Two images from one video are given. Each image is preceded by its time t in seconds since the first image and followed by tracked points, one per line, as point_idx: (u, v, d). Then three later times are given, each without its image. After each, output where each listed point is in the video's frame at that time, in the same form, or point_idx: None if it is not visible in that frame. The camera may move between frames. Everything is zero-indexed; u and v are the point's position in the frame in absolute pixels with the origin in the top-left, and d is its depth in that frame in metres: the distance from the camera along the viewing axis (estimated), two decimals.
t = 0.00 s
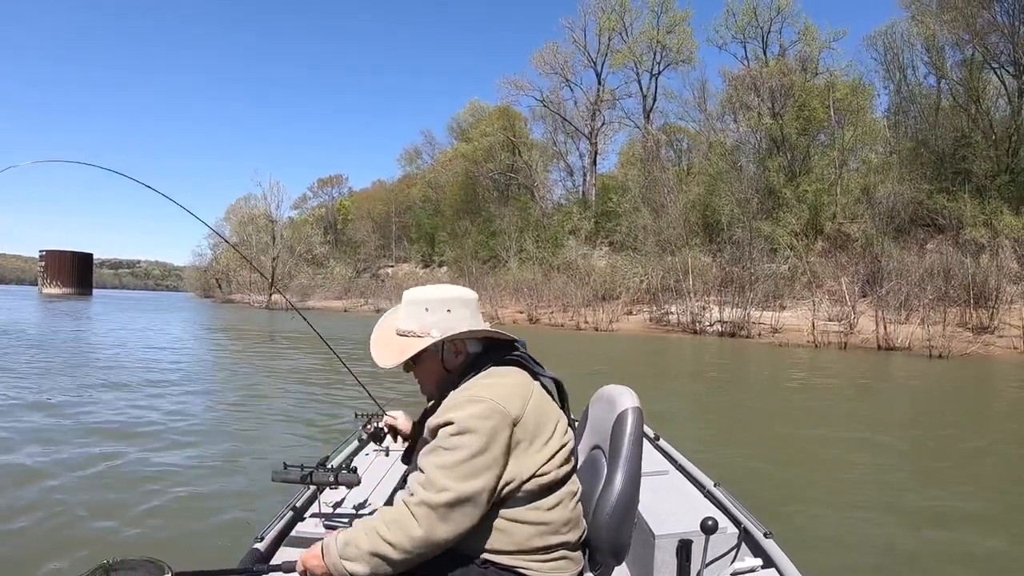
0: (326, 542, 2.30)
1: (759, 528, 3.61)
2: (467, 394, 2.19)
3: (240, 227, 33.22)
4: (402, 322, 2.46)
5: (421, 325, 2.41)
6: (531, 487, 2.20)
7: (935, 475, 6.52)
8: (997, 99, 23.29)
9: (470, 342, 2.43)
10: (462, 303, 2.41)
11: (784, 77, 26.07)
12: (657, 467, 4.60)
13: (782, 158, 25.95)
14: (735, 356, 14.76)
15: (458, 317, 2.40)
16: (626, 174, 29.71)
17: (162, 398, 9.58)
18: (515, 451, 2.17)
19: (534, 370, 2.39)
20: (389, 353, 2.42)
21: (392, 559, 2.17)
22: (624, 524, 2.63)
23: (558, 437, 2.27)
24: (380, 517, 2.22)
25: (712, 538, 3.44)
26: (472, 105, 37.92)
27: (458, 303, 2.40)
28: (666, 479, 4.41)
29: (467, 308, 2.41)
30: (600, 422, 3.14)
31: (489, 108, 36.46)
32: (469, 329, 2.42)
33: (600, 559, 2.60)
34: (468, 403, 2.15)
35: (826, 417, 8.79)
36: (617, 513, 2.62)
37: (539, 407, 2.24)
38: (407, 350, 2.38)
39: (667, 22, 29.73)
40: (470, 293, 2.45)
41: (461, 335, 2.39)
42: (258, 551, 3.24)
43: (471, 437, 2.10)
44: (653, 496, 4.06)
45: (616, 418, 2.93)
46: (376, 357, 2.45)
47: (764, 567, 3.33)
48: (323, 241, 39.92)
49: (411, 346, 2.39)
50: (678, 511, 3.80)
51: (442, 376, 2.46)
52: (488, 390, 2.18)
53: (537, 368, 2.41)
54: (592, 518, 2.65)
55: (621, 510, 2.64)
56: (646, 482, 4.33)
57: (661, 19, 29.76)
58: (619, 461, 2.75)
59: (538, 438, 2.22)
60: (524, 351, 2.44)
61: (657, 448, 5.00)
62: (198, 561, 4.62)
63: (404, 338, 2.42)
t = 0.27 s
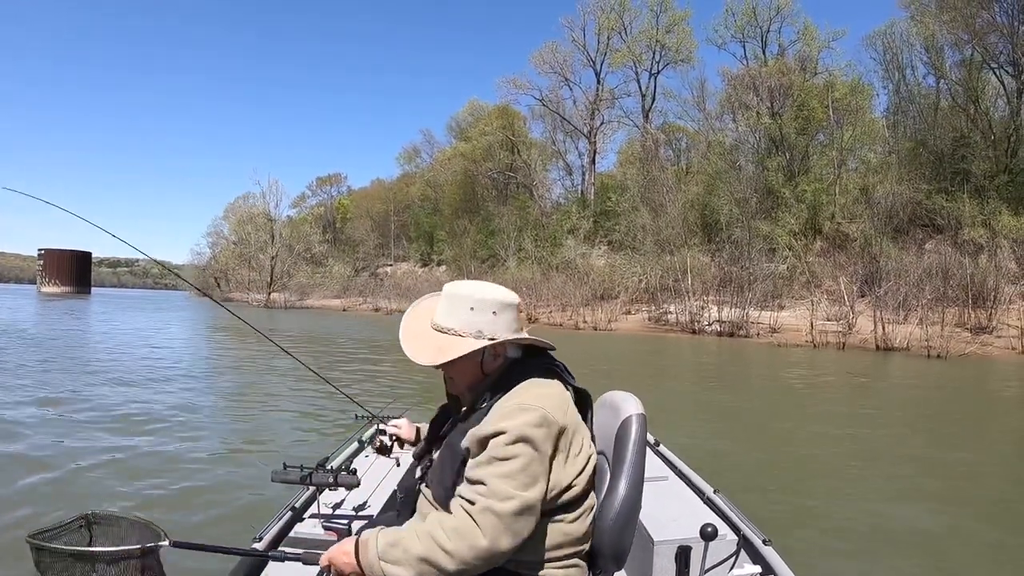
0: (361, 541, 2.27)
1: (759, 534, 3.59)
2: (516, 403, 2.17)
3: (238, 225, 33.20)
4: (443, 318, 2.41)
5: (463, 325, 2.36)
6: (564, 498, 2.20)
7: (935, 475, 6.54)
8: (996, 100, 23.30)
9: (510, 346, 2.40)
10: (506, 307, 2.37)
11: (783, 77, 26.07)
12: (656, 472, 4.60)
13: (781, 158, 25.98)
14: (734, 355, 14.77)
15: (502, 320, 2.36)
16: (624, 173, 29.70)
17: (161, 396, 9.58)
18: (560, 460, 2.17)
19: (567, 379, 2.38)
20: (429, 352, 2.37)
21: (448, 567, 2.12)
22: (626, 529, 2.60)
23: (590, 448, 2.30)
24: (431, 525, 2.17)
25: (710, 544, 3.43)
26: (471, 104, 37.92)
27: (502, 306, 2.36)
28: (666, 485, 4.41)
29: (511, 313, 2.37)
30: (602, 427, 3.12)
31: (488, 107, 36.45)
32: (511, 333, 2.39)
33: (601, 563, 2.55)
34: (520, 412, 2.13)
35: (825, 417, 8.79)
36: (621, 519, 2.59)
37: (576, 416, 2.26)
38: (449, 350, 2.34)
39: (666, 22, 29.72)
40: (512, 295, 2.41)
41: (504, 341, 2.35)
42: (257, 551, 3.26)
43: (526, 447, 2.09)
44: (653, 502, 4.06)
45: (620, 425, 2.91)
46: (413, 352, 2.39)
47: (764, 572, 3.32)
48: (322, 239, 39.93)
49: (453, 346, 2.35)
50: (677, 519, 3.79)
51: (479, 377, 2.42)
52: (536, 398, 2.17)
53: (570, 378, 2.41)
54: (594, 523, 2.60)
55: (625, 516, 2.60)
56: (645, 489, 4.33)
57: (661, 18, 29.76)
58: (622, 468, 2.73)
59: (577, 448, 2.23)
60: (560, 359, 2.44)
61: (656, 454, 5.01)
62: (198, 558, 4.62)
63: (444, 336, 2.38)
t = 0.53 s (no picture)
0: (418, 542, 2.09)
1: (756, 538, 3.58)
2: (553, 402, 2.14)
3: (236, 226, 33.16)
4: (467, 315, 2.38)
5: (491, 322, 2.34)
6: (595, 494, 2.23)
7: (934, 470, 6.56)
8: (992, 95, 23.34)
9: (536, 345, 2.38)
10: (532, 306, 2.37)
11: (780, 74, 26.06)
12: (655, 474, 4.61)
13: (779, 155, 26.02)
14: (732, 353, 14.78)
15: (529, 319, 2.35)
16: (622, 171, 29.70)
17: (160, 398, 9.56)
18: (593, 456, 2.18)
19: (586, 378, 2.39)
20: (457, 350, 2.33)
21: (515, 571, 1.99)
22: (632, 529, 2.42)
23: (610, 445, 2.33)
24: (491, 527, 2.04)
25: (707, 546, 3.43)
26: (468, 102, 37.90)
27: (530, 305, 2.35)
28: (664, 487, 4.41)
29: (537, 311, 2.36)
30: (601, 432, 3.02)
31: (485, 105, 36.43)
32: (535, 332, 2.38)
33: (605, 561, 2.39)
34: (557, 412, 2.10)
35: (824, 414, 8.80)
36: (629, 517, 2.42)
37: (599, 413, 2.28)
38: (478, 347, 2.31)
39: (663, 19, 29.71)
40: (538, 295, 2.40)
41: (532, 339, 2.34)
42: (255, 545, 3.25)
43: (573, 444, 2.06)
44: (650, 505, 4.06)
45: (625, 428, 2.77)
46: (438, 350, 2.36)
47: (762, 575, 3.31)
48: (319, 239, 39.91)
49: (481, 343, 2.32)
50: (675, 522, 3.79)
51: (504, 376, 2.39)
52: (571, 396, 2.17)
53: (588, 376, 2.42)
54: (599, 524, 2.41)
55: (630, 519, 2.42)
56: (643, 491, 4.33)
57: (657, 16, 29.75)
58: (629, 469, 2.57)
59: (602, 445, 2.24)
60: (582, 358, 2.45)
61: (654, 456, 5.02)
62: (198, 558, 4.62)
63: (470, 333, 2.35)
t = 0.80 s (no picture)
0: (470, 529, 2.15)
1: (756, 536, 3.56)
2: (581, 391, 2.20)
3: (233, 229, 33.10)
4: (487, 306, 2.47)
5: (512, 313, 2.42)
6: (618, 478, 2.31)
7: (933, 461, 6.57)
8: (987, 87, 23.37)
9: (551, 337, 2.48)
10: (549, 299, 2.48)
11: (774, 69, 26.12)
12: (654, 469, 4.60)
13: (775, 149, 26.04)
14: (730, 348, 14.78)
15: (546, 311, 2.46)
16: (618, 168, 29.72)
17: (158, 402, 9.55)
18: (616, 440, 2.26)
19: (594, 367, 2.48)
20: (479, 338, 2.39)
21: (570, 551, 2.07)
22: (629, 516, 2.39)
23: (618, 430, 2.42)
24: (543, 513, 2.09)
25: (706, 541, 3.43)
26: (463, 102, 37.89)
27: (547, 297, 2.46)
28: (663, 482, 4.41)
29: (553, 304, 2.47)
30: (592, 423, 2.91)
31: (480, 105, 36.42)
32: (551, 325, 2.48)
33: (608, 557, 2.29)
34: (587, 399, 2.16)
35: (823, 407, 8.80)
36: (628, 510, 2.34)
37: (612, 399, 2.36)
38: (501, 336, 2.38)
39: (657, 16, 29.70)
40: (552, 291, 2.52)
41: (550, 329, 2.42)
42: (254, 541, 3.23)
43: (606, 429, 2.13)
44: (649, 500, 4.06)
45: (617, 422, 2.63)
46: (460, 338, 2.41)
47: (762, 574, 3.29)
48: (317, 241, 39.88)
49: (504, 331, 2.39)
50: (674, 516, 3.79)
51: (521, 367, 2.46)
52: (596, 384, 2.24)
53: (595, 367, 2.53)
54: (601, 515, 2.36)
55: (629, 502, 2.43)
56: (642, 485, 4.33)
57: (651, 13, 29.73)
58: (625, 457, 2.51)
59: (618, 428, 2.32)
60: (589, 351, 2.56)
61: (654, 450, 5.01)
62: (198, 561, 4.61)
63: (491, 323, 2.43)
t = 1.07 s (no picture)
0: (541, 521, 2.24)
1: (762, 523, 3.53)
2: (605, 380, 2.41)
3: (231, 234, 33.03)
4: (506, 300, 2.60)
5: (529, 305, 2.56)
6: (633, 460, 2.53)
7: (934, 452, 6.60)
8: (982, 79, 23.41)
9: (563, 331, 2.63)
10: (561, 294, 2.63)
11: (769, 65, 26.21)
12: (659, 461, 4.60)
13: (770, 145, 26.07)
14: (729, 344, 14.78)
15: (559, 304, 2.61)
16: (614, 167, 29.72)
17: (159, 409, 9.54)
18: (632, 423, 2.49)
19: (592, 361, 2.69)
20: (501, 330, 2.50)
21: (633, 524, 2.24)
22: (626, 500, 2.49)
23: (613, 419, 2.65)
24: (603, 494, 2.23)
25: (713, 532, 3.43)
26: (459, 103, 37.90)
27: (560, 292, 2.61)
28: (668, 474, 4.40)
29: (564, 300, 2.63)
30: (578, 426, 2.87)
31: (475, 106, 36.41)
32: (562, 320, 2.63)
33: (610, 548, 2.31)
34: (612, 386, 2.38)
35: (824, 401, 8.83)
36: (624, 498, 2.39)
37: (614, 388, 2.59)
38: (522, 326, 2.50)
39: (651, 14, 29.72)
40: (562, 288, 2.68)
41: (564, 322, 2.58)
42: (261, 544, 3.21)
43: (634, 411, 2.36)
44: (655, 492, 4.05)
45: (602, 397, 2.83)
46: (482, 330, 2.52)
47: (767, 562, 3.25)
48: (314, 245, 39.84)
49: (523, 322, 2.51)
50: (680, 508, 3.77)
51: (537, 359, 2.56)
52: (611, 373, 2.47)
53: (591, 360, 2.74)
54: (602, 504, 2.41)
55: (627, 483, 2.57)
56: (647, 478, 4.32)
57: (645, 11, 29.75)
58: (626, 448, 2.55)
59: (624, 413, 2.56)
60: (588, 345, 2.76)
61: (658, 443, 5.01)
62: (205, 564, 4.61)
63: (510, 315, 2.56)
